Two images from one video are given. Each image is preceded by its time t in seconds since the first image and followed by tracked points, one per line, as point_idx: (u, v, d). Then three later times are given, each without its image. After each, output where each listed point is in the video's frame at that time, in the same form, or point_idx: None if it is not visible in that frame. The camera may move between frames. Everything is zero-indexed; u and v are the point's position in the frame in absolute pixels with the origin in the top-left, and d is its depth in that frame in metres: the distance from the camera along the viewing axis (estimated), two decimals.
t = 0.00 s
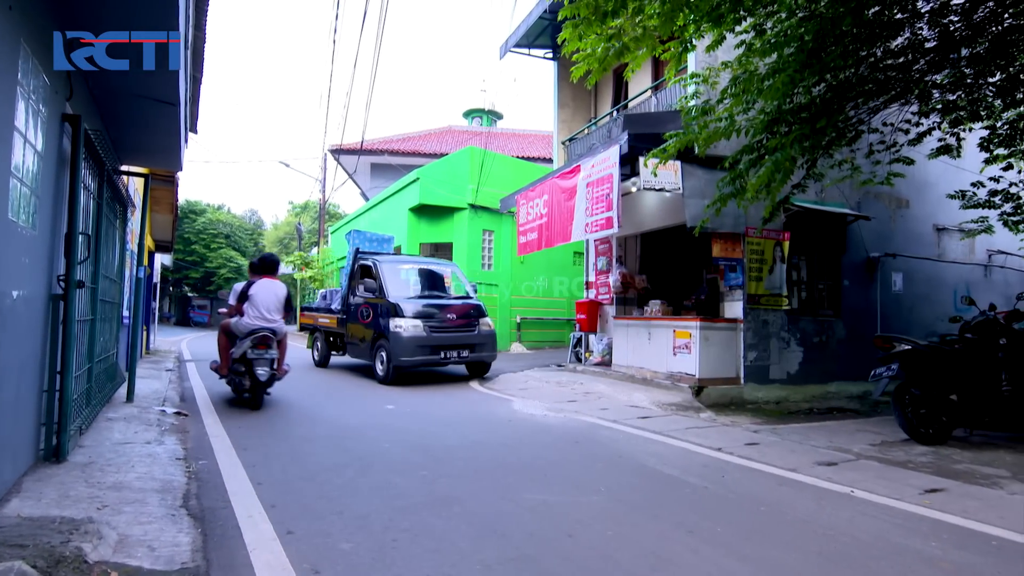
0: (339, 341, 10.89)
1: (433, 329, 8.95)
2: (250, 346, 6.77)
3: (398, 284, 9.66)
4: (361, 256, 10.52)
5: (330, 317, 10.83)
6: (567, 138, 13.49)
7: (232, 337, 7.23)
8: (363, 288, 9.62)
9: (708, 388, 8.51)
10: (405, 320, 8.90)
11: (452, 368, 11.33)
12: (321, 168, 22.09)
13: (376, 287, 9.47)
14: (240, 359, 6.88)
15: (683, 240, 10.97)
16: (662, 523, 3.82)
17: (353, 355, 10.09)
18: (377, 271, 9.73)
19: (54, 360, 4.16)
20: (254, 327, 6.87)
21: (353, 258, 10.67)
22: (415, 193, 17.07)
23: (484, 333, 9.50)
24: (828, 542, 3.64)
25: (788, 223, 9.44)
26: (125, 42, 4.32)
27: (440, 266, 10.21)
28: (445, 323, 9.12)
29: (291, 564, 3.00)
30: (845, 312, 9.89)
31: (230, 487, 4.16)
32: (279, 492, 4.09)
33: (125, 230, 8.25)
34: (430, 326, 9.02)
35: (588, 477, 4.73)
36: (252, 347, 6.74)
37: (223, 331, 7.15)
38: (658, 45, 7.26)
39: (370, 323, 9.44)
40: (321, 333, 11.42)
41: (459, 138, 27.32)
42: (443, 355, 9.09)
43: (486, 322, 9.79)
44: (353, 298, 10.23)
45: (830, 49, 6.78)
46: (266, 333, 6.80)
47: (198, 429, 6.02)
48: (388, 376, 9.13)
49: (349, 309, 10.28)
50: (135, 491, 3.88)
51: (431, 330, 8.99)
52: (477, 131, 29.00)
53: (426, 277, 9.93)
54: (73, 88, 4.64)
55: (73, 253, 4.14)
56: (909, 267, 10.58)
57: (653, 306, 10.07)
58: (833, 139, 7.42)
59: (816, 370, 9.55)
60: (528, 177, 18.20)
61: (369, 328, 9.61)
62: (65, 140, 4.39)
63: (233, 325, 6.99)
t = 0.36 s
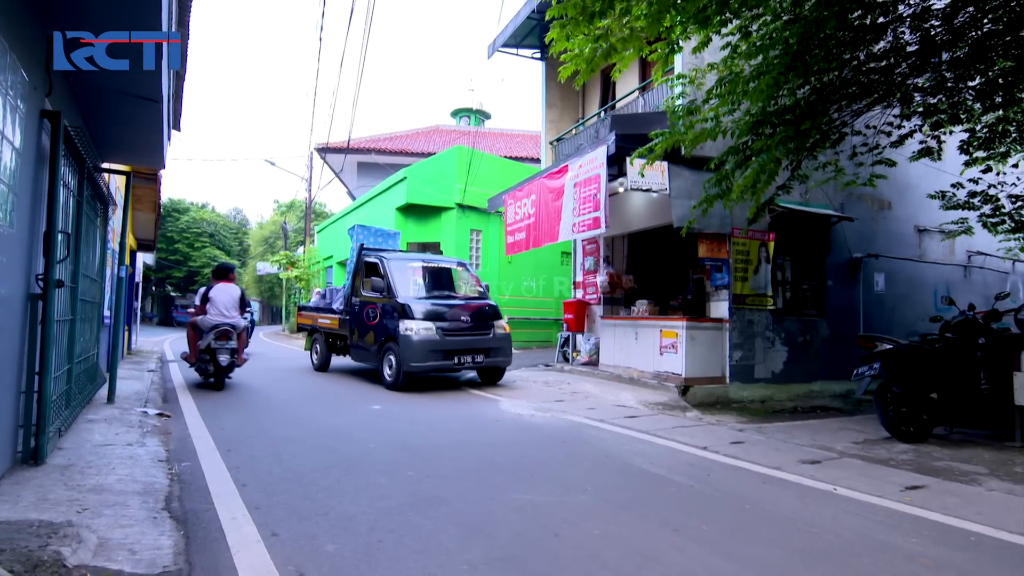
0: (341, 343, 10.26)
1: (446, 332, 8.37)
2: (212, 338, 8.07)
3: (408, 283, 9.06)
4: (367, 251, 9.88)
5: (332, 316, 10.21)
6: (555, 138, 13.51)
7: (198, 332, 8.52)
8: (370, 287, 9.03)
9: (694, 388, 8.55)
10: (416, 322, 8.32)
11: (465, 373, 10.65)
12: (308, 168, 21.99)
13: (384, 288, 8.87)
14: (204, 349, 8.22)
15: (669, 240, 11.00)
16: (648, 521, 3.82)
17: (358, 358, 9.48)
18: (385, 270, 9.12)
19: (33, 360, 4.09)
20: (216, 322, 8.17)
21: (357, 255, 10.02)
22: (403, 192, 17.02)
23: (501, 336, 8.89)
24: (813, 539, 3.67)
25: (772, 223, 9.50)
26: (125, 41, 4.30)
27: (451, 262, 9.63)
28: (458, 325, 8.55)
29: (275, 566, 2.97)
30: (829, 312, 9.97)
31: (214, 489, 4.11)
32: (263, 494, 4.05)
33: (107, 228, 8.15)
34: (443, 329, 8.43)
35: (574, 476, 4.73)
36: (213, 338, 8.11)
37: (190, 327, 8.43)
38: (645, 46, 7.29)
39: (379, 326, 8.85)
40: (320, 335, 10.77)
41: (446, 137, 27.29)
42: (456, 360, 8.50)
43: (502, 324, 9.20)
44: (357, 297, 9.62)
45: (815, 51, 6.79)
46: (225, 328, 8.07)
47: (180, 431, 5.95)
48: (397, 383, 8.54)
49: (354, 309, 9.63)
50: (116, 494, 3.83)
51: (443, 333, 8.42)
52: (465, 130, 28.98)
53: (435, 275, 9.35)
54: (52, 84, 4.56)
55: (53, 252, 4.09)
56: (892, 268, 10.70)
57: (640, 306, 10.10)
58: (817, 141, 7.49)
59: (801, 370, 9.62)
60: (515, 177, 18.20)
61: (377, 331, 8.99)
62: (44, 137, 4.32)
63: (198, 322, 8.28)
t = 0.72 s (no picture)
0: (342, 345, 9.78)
1: (460, 334, 7.86)
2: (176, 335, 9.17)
3: (417, 281, 8.52)
4: (371, 248, 9.30)
5: (332, 316, 9.73)
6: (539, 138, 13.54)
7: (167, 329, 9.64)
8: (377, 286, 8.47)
9: (676, 387, 8.58)
10: (429, 324, 7.80)
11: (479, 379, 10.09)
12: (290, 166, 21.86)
13: (392, 287, 8.35)
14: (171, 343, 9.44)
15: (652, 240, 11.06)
16: (632, 520, 3.83)
17: (362, 361, 8.97)
18: (393, 267, 8.60)
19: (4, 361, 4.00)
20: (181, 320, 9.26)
21: (361, 251, 9.44)
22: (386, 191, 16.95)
23: (518, 339, 8.41)
24: (795, 535, 3.70)
25: (754, 224, 9.58)
26: (124, 42, 4.25)
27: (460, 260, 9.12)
28: (473, 327, 8.05)
29: (255, 569, 2.94)
30: (809, 312, 10.07)
31: (192, 492, 4.06)
32: (242, 496, 4.01)
33: (81, 226, 8.02)
34: (457, 330, 7.93)
35: (557, 475, 4.74)
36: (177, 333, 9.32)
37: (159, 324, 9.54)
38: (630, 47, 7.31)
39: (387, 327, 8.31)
40: (318, 337, 10.25)
41: (430, 136, 27.23)
42: (472, 365, 8.00)
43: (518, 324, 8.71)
44: (361, 297, 9.05)
45: (795, 54, 6.86)
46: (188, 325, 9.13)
47: (158, 432, 5.88)
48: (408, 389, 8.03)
49: (358, 310, 9.06)
50: (91, 497, 3.76)
51: (458, 336, 7.92)
52: (450, 129, 28.94)
53: (445, 272, 8.83)
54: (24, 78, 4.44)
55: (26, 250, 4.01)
56: (870, 268, 10.85)
57: (624, 306, 10.15)
58: (797, 143, 7.56)
59: (781, 369, 9.71)
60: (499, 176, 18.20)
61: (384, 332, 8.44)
62: (16, 132, 4.23)
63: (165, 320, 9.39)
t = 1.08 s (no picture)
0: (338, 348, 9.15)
1: (475, 334, 7.29)
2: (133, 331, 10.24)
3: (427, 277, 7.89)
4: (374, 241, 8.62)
5: (327, 316, 9.11)
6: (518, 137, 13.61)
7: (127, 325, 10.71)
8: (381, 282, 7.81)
9: (653, 386, 8.71)
10: (443, 324, 7.23)
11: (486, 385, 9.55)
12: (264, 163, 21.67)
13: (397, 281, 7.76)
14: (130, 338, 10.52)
15: (630, 240, 11.18)
16: (610, 517, 3.91)
17: (362, 365, 8.37)
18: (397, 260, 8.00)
19: None
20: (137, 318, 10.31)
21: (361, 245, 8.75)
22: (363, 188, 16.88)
23: (535, 340, 7.88)
24: (767, 531, 3.81)
25: (730, 224, 9.76)
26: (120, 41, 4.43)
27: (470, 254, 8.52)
28: (489, 327, 7.49)
29: (226, 573, 2.96)
30: (782, 311, 10.27)
31: (161, 495, 4.05)
32: (212, 498, 4.01)
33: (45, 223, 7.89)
34: (471, 330, 7.36)
35: (535, 474, 4.80)
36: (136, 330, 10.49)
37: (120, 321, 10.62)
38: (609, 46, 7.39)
39: (394, 327, 7.71)
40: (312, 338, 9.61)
41: (408, 134, 27.15)
42: (488, 369, 7.45)
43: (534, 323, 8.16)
44: (364, 295, 8.37)
45: (770, 58, 7.03)
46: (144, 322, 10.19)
47: (125, 435, 5.83)
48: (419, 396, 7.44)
49: (360, 308, 8.40)
50: (55, 501, 3.74)
51: (473, 337, 7.37)
52: (428, 127, 28.89)
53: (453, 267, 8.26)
54: None
55: None
56: (841, 268, 11.09)
57: (602, 305, 10.24)
58: (771, 145, 7.72)
59: (754, 367, 9.88)
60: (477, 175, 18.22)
61: (390, 332, 7.82)
62: None
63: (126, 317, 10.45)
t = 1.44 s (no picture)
0: (334, 351, 8.76)
1: (492, 337, 6.91)
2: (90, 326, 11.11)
3: (438, 274, 7.47)
4: (377, 236, 8.12)
5: (324, 317, 8.66)
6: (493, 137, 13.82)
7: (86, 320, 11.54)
8: (389, 279, 7.39)
9: (626, 384, 9.01)
10: (460, 324, 6.83)
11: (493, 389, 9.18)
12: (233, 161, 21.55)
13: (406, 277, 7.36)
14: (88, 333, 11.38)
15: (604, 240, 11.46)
16: (580, 516, 4.14)
17: (364, 370, 7.90)
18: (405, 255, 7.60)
19: None
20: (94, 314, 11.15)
21: (364, 240, 8.25)
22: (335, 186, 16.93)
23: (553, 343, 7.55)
24: (721, 526, 4.07)
25: (701, 225, 10.10)
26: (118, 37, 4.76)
27: (478, 249, 8.12)
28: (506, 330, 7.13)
29: None
30: (751, 310, 10.66)
31: (122, 501, 4.19)
32: (176, 503, 4.15)
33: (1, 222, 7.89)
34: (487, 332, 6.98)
35: (508, 474, 5.01)
36: (92, 325, 11.38)
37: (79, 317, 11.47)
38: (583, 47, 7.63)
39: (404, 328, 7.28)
40: (304, 341, 9.19)
41: (382, 131, 27.17)
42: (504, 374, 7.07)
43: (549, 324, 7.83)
44: (369, 294, 7.90)
45: (740, 62, 7.33)
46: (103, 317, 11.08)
47: (84, 438, 5.92)
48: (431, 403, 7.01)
49: (364, 309, 7.92)
50: (11, 509, 3.86)
51: (490, 340, 6.99)
52: (402, 124, 28.94)
53: (463, 264, 7.87)
54: None
55: None
56: (807, 268, 11.52)
57: (576, 304, 10.52)
58: (742, 147, 8.05)
59: (724, 365, 10.24)
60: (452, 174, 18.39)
61: (399, 334, 7.38)
62: None
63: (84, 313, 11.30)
